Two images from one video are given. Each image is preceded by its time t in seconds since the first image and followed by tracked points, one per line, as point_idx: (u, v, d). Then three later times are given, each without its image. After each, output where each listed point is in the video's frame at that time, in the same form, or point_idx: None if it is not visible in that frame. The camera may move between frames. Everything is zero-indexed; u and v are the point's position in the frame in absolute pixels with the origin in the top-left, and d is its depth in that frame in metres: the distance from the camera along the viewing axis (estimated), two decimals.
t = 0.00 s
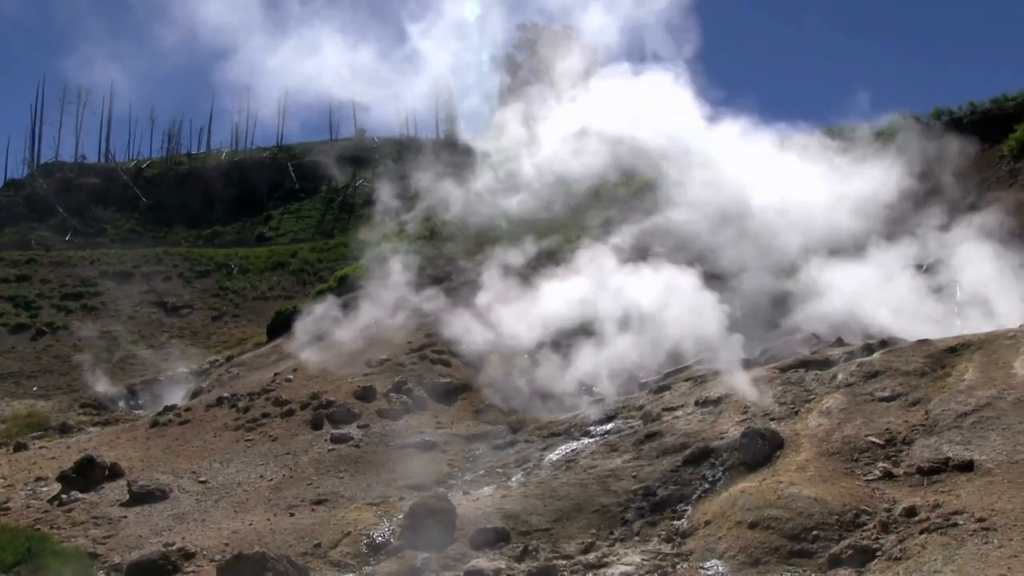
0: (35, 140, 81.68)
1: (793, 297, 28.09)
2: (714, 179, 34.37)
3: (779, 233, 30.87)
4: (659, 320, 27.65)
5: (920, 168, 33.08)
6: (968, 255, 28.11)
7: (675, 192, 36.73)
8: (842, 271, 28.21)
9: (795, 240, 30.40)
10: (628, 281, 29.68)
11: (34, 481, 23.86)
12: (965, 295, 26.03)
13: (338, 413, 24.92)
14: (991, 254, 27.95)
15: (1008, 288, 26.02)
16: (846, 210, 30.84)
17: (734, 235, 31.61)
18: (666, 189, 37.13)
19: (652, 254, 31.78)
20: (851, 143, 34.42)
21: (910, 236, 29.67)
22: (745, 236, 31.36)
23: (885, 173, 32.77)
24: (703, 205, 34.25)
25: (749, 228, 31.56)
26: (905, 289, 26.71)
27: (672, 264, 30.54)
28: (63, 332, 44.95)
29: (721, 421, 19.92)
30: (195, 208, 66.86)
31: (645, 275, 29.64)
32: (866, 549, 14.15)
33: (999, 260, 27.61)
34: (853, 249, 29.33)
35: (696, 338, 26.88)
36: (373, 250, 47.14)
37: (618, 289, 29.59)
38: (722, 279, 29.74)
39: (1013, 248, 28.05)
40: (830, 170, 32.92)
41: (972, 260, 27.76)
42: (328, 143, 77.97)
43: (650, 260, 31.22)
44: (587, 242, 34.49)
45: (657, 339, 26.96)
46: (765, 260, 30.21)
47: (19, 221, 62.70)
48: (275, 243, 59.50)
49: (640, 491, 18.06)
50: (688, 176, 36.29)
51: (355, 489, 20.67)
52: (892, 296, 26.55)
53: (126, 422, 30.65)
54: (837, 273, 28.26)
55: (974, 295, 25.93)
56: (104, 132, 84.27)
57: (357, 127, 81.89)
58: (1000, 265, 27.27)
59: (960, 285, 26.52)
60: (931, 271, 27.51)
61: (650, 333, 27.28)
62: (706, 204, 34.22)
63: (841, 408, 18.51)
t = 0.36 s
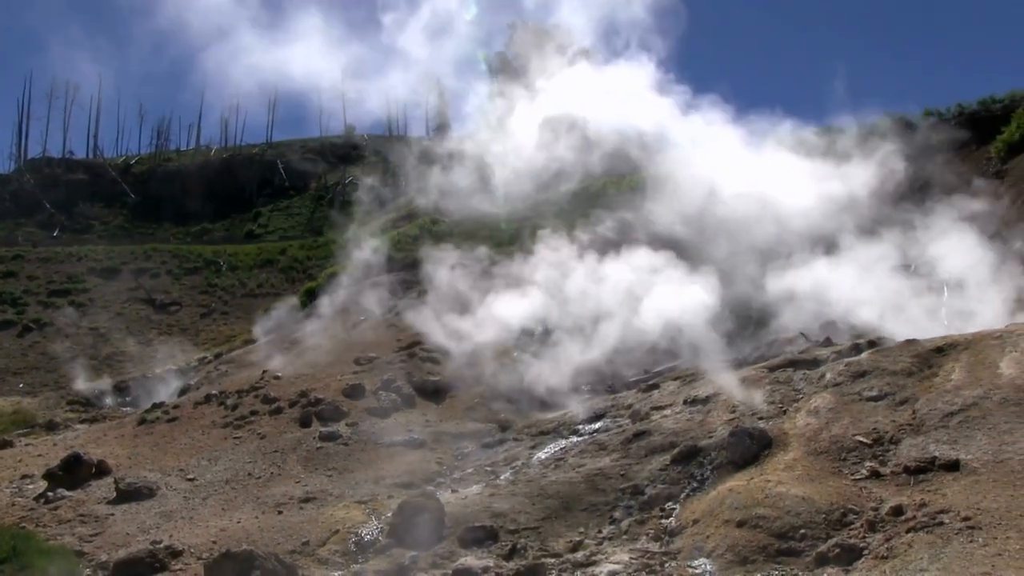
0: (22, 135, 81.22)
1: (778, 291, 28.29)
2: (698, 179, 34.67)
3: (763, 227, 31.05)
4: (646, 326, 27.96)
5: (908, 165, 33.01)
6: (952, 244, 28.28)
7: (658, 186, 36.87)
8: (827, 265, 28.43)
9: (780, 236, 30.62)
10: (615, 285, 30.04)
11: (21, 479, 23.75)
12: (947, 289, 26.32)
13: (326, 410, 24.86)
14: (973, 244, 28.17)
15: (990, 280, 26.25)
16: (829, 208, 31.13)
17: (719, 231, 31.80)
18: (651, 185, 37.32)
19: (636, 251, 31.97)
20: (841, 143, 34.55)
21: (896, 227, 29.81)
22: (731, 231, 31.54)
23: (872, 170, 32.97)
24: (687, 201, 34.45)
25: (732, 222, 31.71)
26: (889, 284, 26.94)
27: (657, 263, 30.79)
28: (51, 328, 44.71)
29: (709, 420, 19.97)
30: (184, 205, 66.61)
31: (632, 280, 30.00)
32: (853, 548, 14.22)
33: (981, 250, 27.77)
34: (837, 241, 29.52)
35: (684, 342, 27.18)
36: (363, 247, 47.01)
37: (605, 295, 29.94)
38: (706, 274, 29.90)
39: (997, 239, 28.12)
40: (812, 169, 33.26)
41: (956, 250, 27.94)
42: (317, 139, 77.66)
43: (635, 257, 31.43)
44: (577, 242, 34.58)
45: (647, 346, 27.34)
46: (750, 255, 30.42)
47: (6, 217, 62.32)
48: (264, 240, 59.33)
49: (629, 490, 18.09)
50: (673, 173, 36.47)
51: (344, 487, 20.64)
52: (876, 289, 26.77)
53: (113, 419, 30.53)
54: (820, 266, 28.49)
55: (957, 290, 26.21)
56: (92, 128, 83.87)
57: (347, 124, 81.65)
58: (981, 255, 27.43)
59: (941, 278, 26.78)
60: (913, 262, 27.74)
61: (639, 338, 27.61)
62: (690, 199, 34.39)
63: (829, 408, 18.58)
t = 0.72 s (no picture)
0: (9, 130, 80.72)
1: (765, 289, 28.58)
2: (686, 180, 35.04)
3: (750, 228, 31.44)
4: (636, 323, 28.28)
5: (898, 166, 33.09)
6: (935, 239, 28.62)
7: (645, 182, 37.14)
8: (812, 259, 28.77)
9: (766, 232, 30.98)
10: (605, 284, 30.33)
11: (7, 477, 23.63)
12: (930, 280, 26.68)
13: (315, 408, 24.82)
14: (955, 237, 28.52)
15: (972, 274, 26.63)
16: (814, 206, 31.52)
17: (706, 229, 32.18)
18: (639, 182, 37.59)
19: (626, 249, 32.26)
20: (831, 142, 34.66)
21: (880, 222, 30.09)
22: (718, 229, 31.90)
23: (857, 168, 33.26)
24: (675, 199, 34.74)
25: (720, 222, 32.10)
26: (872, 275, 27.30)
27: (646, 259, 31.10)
28: (38, 325, 44.47)
29: (698, 419, 20.02)
30: (173, 202, 66.37)
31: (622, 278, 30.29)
32: (840, 546, 14.29)
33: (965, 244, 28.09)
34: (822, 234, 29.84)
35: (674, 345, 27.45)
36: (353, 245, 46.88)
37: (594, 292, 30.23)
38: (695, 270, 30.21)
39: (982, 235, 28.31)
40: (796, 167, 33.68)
41: (938, 245, 28.30)
42: (307, 136, 77.39)
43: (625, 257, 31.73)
44: (565, 239, 34.49)
45: (636, 348, 27.68)
46: (738, 253, 30.79)
47: None
48: (254, 237, 59.16)
49: (617, 488, 18.12)
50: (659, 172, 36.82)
51: (332, 485, 20.61)
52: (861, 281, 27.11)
53: (101, 416, 30.42)
54: (806, 261, 28.84)
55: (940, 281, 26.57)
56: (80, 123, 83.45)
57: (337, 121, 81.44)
58: (965, 252, 27.75)
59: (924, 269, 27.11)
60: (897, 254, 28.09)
61: (629, 339, 27.95)
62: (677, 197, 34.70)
63: (817, 407, 18.63)
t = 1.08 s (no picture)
0: None
1: (758, 292, 28.78)
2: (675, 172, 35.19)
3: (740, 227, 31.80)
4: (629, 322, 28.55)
5: (888, 166, 33.16)
6: (924, 230, 28.75)
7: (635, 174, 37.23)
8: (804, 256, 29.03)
9: (757, 231, 31.31)
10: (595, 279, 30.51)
11: None
12: (920, 273, 26.90)
13: (305, 406, 24.78)
14: (946, 231, 28.67)
15: (961, 268, 26.85)
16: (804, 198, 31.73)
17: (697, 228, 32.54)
18: (628, 174, 37.71)
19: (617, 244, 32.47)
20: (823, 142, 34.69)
21: (867, 215, 30.25)
22: (710, 229, 32.23)
23: (844, 160, 33.31)
24: (666, 193, 34.84)
25: (711, 223, 32.43)
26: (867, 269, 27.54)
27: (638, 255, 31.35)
28: (27, 322, 44.26)
29: (689, 419, 20.06)
30: (163, 199, 66.16)
31: (613, 275, 30.49)
32: (830, 545, 14.34)
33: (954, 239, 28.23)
34: (813, 229, 30.08)
35: (668, 346, 27.75)
36: (344, 242, 46.76)
37: (586, 288, 30.41)
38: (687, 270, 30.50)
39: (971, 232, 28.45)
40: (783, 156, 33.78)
41: (927, 237, 28.46)
42: (299, 134, 77.15)
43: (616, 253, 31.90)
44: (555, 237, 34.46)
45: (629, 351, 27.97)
46: (730, 252, 31.15)
47: None
48: (245, 235, 58.99)
49: (607, 487, 18.12)
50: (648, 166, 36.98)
51: (322, 483, 20.58)
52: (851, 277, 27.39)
53: (90, 414, 30.31)
54: (798, 258, 29.11)
55: (929, 274, 26.79)
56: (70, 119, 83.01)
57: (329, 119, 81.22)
58: (953, 247, 27.93)
59: (913, 262, 27.34)
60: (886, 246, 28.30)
61: (622, 340, 28.21)
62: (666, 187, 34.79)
63: (807, 407, 18.67)
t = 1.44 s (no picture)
0: None
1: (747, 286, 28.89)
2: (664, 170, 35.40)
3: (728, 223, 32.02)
4: (618, 317, 28.66)
5: (877, 167, 33.32)
6: (911, 231, 29.05)
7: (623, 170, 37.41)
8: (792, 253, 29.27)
9: (745, 227, 31.52)
10: (584, 273, 30.62)
11: None
12: (906, 269, 27.20)
13: (294, 404, 24.74)
14: (934, 230, 28.82)
15: (945, 263, 27.14)
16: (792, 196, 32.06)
17: (685, 225, 32.75)
18: (616, 171, 37.90)
19: (607, 241, 32.63)
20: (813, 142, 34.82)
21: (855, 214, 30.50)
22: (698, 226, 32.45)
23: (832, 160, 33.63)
24: (656, 190, 34.87)
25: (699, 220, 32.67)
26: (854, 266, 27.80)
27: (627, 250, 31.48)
28: (15, 319, 44.01)
29: (678, 418, 20.11)
30: (152, 196, 65.89)
31: (601, 269, 30.48)
32: (818, 544, 14.39)
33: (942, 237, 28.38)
34: (800, 226, 30.36)
35: (657, 342, 27.79)
36: (334, 240, 46.63)
37: (575, 282, 30.52)
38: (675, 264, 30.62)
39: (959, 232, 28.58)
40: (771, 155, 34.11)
41: (913, 237, 28.76)
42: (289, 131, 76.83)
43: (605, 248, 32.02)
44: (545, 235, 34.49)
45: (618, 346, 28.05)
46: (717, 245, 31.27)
47: None
48: (234, 232, 58.79)
49: (597, 486, 18.13)
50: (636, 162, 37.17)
51: (311, 482, 20.54)
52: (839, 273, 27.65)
53: (78, 411, 30.18)
54: (787, 254, 29.25)
55: (914, 270, 27.07)
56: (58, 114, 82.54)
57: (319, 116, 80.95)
58: (941, 244, 28.08)
59: (900, 260, 27.63)
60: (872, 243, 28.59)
61: (611, 336, 28.36)
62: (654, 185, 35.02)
63: (796, 406, 18.72)
